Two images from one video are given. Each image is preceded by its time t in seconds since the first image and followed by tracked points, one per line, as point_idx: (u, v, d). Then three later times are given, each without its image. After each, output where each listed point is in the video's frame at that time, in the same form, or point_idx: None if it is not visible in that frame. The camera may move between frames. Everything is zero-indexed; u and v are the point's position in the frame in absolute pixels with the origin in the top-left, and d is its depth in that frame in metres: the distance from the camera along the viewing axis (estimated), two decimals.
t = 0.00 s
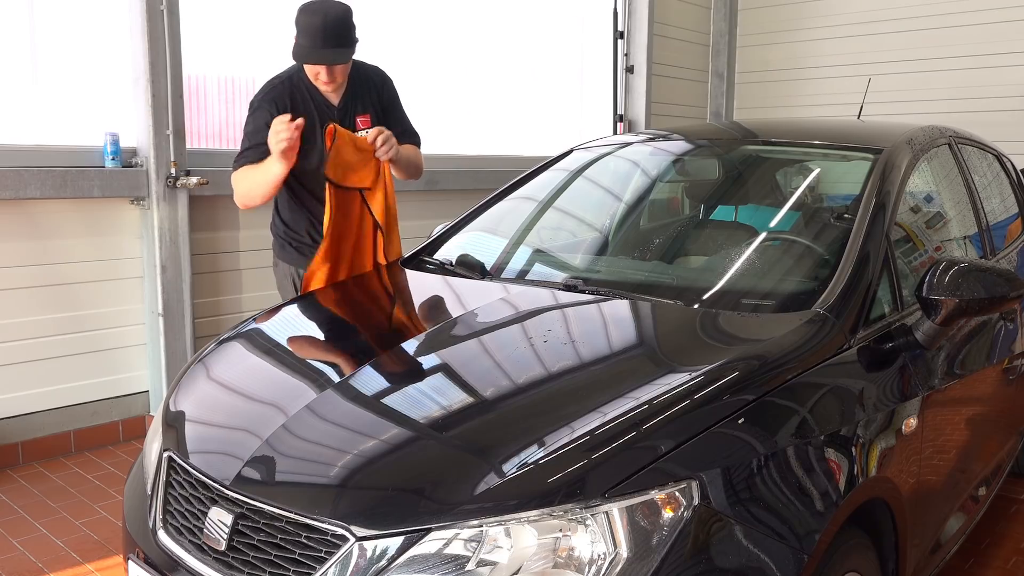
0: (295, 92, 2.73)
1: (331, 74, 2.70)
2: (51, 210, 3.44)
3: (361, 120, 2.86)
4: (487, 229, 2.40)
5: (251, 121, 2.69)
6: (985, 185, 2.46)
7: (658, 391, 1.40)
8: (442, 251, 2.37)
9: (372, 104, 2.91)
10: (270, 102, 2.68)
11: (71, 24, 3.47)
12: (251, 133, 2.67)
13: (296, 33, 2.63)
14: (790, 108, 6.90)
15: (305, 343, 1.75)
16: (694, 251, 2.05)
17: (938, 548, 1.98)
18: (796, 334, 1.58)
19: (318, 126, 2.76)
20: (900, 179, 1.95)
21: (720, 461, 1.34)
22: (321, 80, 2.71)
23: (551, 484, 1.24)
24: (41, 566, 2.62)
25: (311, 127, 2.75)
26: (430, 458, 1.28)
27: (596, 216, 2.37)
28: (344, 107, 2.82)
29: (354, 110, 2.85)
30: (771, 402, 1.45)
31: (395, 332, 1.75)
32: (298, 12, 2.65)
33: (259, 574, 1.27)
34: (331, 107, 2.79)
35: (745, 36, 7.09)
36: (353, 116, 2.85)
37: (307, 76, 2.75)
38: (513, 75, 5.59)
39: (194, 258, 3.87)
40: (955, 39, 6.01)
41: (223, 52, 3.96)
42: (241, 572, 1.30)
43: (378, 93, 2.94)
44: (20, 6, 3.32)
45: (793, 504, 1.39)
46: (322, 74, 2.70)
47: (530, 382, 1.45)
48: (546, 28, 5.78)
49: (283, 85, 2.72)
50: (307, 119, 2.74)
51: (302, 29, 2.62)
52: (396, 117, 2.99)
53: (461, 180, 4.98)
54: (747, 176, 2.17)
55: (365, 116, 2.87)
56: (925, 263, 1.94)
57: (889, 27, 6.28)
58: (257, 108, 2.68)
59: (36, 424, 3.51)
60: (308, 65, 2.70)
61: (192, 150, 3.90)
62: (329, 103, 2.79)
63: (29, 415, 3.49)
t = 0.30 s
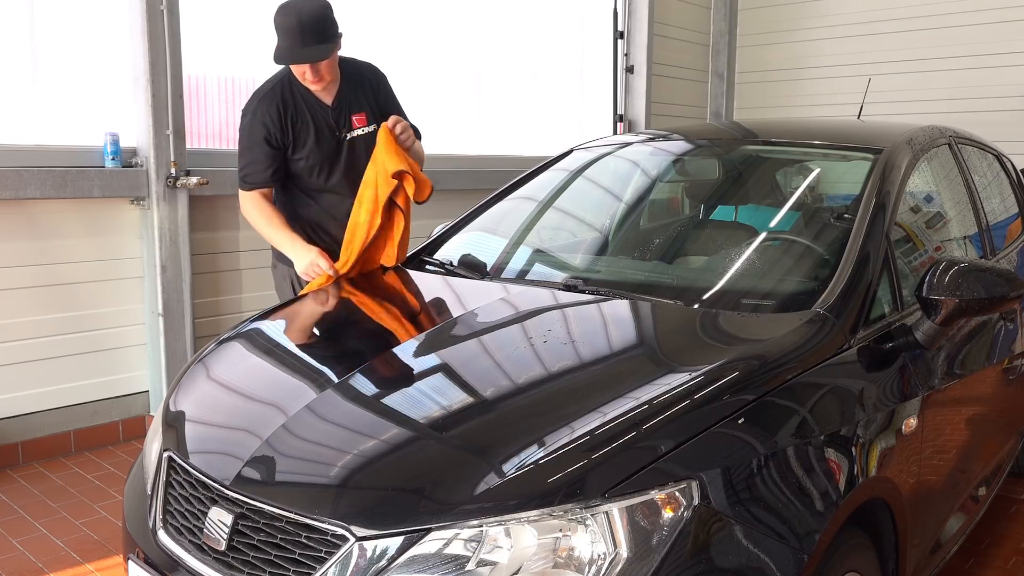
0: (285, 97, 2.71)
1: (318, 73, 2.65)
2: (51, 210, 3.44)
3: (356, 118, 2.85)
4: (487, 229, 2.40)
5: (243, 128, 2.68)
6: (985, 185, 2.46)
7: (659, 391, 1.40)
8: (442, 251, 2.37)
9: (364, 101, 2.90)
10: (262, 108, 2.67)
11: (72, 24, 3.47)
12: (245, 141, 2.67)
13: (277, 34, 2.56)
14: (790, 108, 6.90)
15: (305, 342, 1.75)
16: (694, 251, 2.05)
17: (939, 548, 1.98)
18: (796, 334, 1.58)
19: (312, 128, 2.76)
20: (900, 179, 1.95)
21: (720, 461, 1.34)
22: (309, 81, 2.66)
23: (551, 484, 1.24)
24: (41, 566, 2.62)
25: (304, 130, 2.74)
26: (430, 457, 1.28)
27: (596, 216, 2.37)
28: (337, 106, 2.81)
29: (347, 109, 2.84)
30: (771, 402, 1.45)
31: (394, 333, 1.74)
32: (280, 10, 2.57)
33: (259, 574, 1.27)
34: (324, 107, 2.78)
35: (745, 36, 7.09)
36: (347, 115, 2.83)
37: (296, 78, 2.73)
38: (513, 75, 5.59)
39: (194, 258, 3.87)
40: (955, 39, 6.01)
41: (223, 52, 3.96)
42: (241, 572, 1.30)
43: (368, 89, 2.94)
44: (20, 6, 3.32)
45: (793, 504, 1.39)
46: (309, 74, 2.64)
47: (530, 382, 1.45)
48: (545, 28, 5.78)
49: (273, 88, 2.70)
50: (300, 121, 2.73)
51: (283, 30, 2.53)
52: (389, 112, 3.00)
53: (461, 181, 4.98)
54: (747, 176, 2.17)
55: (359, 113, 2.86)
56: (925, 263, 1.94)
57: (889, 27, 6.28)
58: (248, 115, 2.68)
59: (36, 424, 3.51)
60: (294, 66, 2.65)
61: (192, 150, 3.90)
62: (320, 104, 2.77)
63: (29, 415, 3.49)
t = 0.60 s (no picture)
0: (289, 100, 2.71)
1: (322, 78, 2.65)
2: (51, 210, 3.44)
3: (358, 120, 2.87)
4: (487, 230, 2.40)
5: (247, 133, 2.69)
6: (985, 185, 2.46)
7: (658, 391, 1.40)
8: (441, 251, 2.37)
9: (366, 101, 2.91)
10: (266, 113, 2.67)
11: (72, 24, 3.47)
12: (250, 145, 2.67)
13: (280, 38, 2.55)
14: (790, 108, 6.90)
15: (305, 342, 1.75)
16: (694, 251, 2.05)
17: (938, 548, 1.98)
18: (796, 334, 1.58)
19: (316, 132, 2.76)
20: (900, 180, 1.96)
21: (720, 461, 1.34)
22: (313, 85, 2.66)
23: (551, 484, 1.24)
24: (41, 566, 2.62)
25: (309, 134, 2.75)
26: (430, 457, 1.28)
27: (595, 216, 2.37)
28: (341, 108, 2.82)
29: (350, 111, 2.85)
30: (771, 402, 1.45)
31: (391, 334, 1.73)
32: (283, 14, 2.56)
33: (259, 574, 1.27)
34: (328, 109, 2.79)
35: (745, 36, 7.09)
36: (350, 117, 2.85)
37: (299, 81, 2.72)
38: (513, 76, 5.59)
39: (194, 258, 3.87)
40: (954, 39, 6.01)
41: (223, 52, 3.97)
42: (241, 572, 1.30)
43: (369, 90, 2.95)
44: (20, 6, 3.32)
45: (793, 505, 1.39)
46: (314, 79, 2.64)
47: (530, 381, 1.45)
48: (546, 28, 5.78)
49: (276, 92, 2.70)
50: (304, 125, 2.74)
51: (286, 34, 2.52)
52: (389, 111, 3.01)
53: (461, 181, 4.98)
54: (747, 176, 2.17)
55: (361, 115, 2.88)
56: (925, 263, 1.94)
57: (889, 27, 6.28)
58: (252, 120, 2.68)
59: (36, 424, 3.51)
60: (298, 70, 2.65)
61: (192, 150, 3.90)
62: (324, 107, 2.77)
63: (29, 415, 3.49)
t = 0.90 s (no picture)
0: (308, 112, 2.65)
1: (344, 92, 2.60)
2: (51, 210, 3.44)
3: (370, 132, 2.85)
4: (487, 230, 2.40)
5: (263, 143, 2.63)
6: (985, 185, 2.46)
7: (658, 391, 1.40)
8: (441, 251, 2.37)
9: (378, 113, 2.88)
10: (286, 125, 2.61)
11: (72, 24, 3.47)
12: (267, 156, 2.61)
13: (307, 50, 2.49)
14: (790, 108, 6.90)
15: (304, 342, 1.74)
16: (694, 251, 2.05)
17: (938, 549, 1.98)
18: (796, 334, 1.58)
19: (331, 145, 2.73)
20: (900, 179, 1.95)
21: (720, 461, 1.34)
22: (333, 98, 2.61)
23: (551, 484, 1.24)
24: (41, 566, 2.62)
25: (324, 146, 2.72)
26: (430, 458, 1.28)
27: (595, 216, 2.37)
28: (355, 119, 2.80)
29: (363, 122, 2.82)
30: (771, 402, 1.45)
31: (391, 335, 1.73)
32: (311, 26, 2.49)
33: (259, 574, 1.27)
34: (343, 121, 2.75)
35: (745, 36, 7.09)
36: (362, 129, 2.82)
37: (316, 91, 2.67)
38: (514, 76, 5.59)
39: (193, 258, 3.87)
40: (954, 39, 6.01)
41: (224, 52, 3.97)
42: (241, 572, 1.30)
43: (380, 100, 2.92)
44: (20, 6, 3.32)
45: (793, 504, 1.39)
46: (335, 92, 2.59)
47: (530, 382, 1.45)
48: (546, 28, 5.78)
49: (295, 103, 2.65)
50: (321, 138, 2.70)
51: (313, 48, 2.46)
52: (398, 119, 2.99)
53: (461, 180, 4.98)
54: (747, 176, 2.17)
55: (373, 127, 2.85)
56: (925, 263, 1.94)
57: (889, 27, 6.28)
58: (270, 130, 2.62)
59: (36, 424, 3.51)
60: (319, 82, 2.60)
61: (192, 150, 3.90)
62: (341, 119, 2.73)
63: (29, 415, 3.49)
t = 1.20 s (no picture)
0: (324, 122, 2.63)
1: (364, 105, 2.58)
2: (51, 210, 3.44)
3: (378, 141, 2.84)
4: (487, 230, 2.40)
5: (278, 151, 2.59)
6: (985, 185, 2.46)
7: (659, 391, 1.40)
8: (441, 251, 2.37)
9: (386, 121, 2.87)
10: (303, 135, 2.58)
11: (72, 24, 3.47)
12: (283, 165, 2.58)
13: (329, 61, 2.46)
14: (790, 108, 6.90)
15: (305, 342, 1.74)
16: (694, 251, 2.05)
17: (938, 548, 1.98)
18: (796, 334, 1.58)
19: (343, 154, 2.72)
20: (900, 180, 1.95)
21: (720, 461, 1.34)
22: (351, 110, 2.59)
23: (551, 483, 1.24)
24: (41, 566, 2.62)
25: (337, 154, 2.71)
26: (430, 458, 1.28)
27: (595, 216, 2.37)
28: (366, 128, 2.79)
29: (373, 132, 2.82)
30: (771, 402, 1.45)
31: (393, 335, 1.73)
32: (333, 37, 2.46)
33: (259, 574, 1.27)
34: (355, 130, 2.74)
35: (745, 36, 7.09)
36: (372, 138, 2.82)
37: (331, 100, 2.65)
38: (514, 76, 5.59)
39: (193, 258, 3.87)
40: (954, 39, 6.01)
41: (224, 52, 3.97)
42: (241, 572, 1.30)
43: (387, 108, 2.92)
44: (20, 6, 3.32)
45: (793, 504, 1.39)
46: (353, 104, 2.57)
47: (530, 381, 1.45)
48: (546, 28, 5.78)
49: (311, 112, 2.62)
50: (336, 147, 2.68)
51: (337, 60, 2.43)
52: (402, 129, 2.99)
53: (461, 180, 4.99)
54: (747, 176, 2.17)
55: (381, 136, 2.85)
56: (925, 263, 1.94)
57: (889, 27, 6.29)
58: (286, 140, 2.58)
59: (36, 424, 3.51)
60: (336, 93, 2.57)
61: (192, 150, 3.90)
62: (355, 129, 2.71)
63: (29, 415, 3.49)
